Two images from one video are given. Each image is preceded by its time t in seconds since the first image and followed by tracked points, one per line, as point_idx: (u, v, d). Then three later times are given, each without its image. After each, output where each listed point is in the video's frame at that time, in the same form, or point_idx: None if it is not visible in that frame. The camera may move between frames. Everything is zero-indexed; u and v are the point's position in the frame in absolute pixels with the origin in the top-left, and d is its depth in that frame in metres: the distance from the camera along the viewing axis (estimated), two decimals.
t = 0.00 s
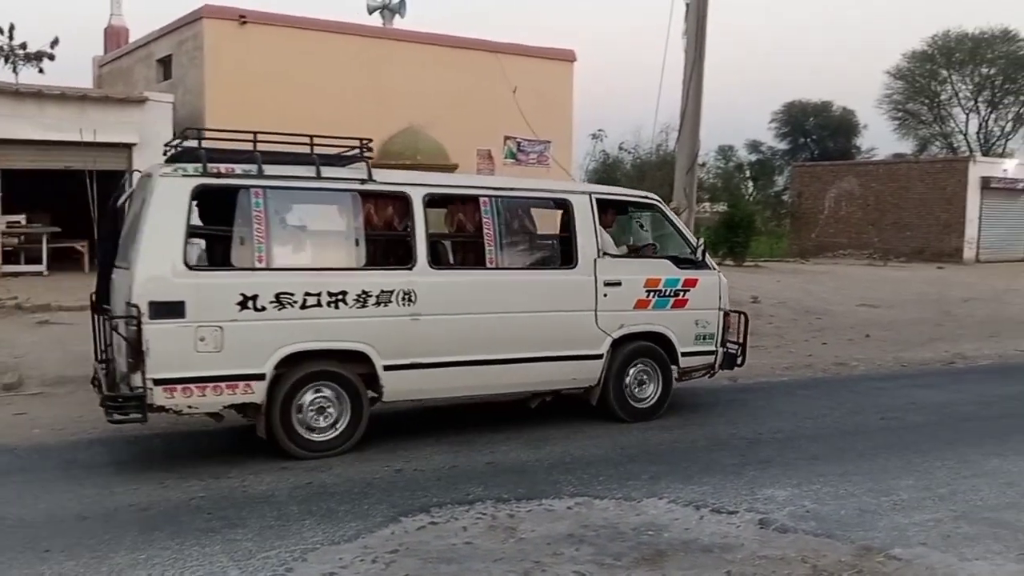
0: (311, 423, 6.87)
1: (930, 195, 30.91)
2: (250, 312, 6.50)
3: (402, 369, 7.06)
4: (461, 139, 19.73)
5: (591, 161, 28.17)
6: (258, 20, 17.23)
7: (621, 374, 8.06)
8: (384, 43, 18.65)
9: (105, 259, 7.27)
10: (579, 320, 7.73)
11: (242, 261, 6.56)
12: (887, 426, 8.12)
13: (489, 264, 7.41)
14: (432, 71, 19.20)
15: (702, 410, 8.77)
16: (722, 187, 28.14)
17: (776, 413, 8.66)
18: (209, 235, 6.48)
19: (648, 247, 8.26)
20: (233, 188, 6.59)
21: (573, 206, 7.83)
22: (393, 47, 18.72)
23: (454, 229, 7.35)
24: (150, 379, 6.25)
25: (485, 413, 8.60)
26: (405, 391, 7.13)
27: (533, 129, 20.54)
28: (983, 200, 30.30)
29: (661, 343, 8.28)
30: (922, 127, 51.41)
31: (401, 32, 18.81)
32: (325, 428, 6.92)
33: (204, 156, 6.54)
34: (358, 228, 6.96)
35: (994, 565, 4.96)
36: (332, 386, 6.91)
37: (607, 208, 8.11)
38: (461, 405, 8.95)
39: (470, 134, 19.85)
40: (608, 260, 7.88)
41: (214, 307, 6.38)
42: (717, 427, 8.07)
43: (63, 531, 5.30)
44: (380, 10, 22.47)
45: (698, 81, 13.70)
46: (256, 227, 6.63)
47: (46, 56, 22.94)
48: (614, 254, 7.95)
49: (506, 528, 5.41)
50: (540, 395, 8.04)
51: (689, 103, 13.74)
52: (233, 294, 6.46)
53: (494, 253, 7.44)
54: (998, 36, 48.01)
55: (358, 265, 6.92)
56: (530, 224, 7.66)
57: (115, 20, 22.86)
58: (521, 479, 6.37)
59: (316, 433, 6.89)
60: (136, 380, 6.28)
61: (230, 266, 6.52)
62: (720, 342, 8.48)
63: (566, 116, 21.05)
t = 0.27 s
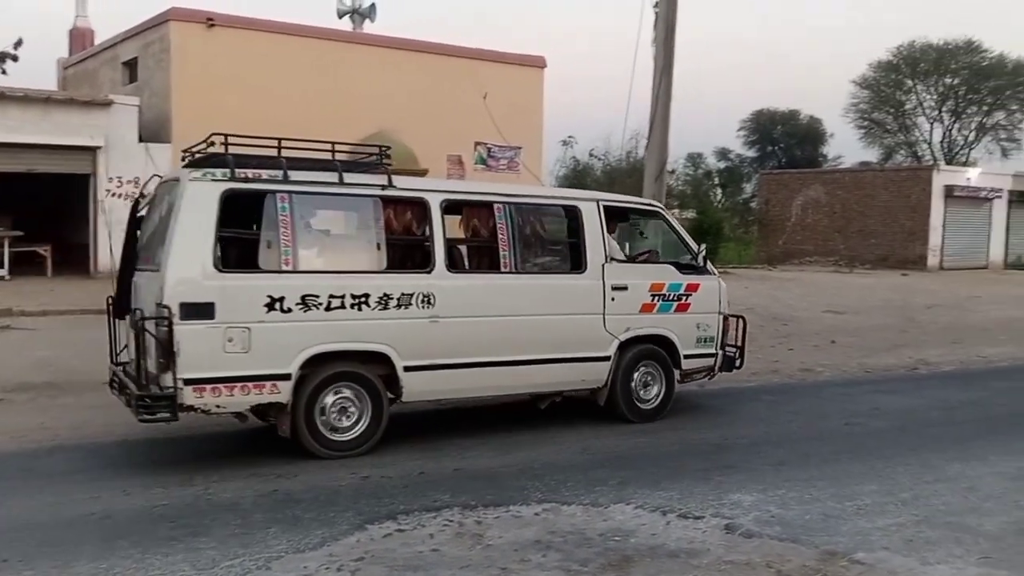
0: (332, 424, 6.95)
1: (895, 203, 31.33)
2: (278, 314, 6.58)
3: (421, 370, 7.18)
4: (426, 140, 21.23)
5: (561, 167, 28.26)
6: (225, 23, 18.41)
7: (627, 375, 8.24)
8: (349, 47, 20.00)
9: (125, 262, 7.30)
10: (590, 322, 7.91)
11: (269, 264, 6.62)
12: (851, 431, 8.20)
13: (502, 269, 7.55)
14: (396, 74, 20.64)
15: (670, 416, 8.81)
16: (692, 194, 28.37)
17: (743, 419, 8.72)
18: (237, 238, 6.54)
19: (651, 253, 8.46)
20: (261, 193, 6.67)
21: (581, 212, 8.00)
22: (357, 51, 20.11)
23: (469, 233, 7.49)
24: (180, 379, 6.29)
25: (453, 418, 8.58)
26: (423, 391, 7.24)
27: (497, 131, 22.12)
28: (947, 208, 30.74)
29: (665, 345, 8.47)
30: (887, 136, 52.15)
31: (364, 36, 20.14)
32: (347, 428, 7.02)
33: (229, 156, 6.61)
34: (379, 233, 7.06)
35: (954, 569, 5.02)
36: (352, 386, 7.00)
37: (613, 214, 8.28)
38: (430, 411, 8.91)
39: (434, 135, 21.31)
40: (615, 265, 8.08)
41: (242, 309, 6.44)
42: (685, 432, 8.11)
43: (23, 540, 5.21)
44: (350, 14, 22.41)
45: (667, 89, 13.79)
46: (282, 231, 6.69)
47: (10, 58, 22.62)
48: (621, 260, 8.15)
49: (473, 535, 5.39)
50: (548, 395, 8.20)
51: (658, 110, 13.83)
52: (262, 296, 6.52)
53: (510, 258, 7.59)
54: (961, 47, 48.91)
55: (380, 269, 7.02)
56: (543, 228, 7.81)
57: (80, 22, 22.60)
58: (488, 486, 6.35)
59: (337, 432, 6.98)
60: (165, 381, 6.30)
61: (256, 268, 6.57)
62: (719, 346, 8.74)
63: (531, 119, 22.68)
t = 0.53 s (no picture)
0: (352, 419, 7.12)
1: (858, 202, 31.74)
2: (302, 312, 6.74)
3: (435, 366, 7.40)
4: (390, 139, 21.38)
5: (528, 167, 28.28)
6: (187, 20, 18.35)
7: (629, 369, 8.55)
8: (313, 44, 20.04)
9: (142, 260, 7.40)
10: (593, 319, 8.19)
11: (292, 263, 6.77)
12: (813, 428, 8.29)
13: (513, 267, 7.80)
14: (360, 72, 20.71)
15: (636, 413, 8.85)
16: (659, 193, 28.53)
17: (708, 416, 8.77)
18: (262, 237, 6.67)
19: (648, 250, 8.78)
20: (284, 194, 6.78)
21: (585, 212, 8.28)
22: (322, 49, 20.16)
23: (479, 233, 7.73)
24: (208, 376, 6.41)
25: (419, 417, 8.55)
26: (439, 386, 7.47)
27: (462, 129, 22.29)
28: (908, 206, 31.18)
29: (663, 340, 8.81)
30: (850, 135, 52.81)
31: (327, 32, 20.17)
32: (366, 423, 7.19)
33: (254, 157, 6.74)
34: (396, 232, 7.25)
35: (914, 563, 5.09)
36: (371, 381, 7.19)
37: (616, 214, 8.58)
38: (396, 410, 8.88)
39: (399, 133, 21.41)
40: (617, 262, 8.39)
41: (268, 306, 6.59)
42: (650, 430, 8.15)
43: None
44: (315, 12, 22.25)
45: (633, 89, 13.86)
46: (305, 230, 6.84)
47: None
48: (623, 258, 8.47)
49: (438, 535, 5.37)
50: (548, 390, 8.43)
51: (624, 110, 13.89)
52: (287, 294, 6.68)
53: (521, 256, 7.86)
54: (922, 48, 49.67)
55: (398, 267, 7.22)
56: (551, 227, 8.09)
57: (38, 17, 22.21)
58: (453, 485, 6.34)
59: (358, 426, 7.16)
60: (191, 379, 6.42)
61: (280, 267, 6.72)
62: (713, 340, 9.10)
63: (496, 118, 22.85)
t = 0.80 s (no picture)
0: (375, 415, 7.32)
1: (827, 201, 32.07)
2: (330, 312, 6.95)
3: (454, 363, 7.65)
4: (359, 139, 21.42)
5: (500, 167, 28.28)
6: (153, 19, 18.27)
7: (633, 364, 8.87)
8: (279, 44, 20.04)
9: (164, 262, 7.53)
10: (598, 315, 8.49)
11: (319, 264, 6.98)
12: (783, 424, 8.36)
13: (525, 266, 8.07)
14: (328, 71, 20.74)
15: (607, 412, 8.87)
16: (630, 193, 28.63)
17: (680, 414, 8.81)
18: (290, 240, 6.87)
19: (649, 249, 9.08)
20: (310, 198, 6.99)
21: (591, 212, 8.58)
22: (289, 49, 20.17)
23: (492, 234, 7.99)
24: (241, 375, 6.61)
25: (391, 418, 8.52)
26: (456, 382, 7.71)
27: (433, 128, 22.28)
28: (875, 205, 31.54)
29: (664, 336, 9.15)
30: (818, 135, 53.33)
31: (292, 32, 20.14)
32: (388, 418, 7.40)
33: (282, 161, 6.91)
34: (416, 234, 7.49)
35: (881, 557, 5.15)
36: (392, 377, 7.41)
37: (620, 214, 8.88)
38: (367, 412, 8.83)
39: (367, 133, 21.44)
40: (622, 261, 8.69)
41: (298, 307, 6.79)
42: (621, 428, 8.17)
43: None
44: (283, 11, 22.11)
45: (603, 89, 13.90)
46: (331, 233, 7.06)
47: None
48: (627, 256, 8.77)
49: (409, 536, 5.35)
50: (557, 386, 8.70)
51: (594, 110, 13.93)
52: (315, 295, 6.88)
53: (533, 255, 8.14)
54: (889, 48, 50.33)
55: (418, 268, 7.46)
56: (560, 226, 8.37)
57: None
58: (425, 486, 6.32)
59: (383, 420, 7.37)
60: (223, 380, 6.61)
61: (308, 268, 6.92)
62: (711, 335, 9.46)
63: (468, 117, 22.89)
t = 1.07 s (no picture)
0: (393, 409, 7.56)
1: (795, 201, 32.38)
2: (351, 310, 7.20)
3: (466, 358, 7.92)
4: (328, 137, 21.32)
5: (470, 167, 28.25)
6: (118, 17, 18.08)
7: (632, 359, 9.19)
8: (247, 42, 19.91)
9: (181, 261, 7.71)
10: (600, 311, 8.81)
11: (341, 264, 7.22)
12: (751, 422, 8.43)
13: (533, 265, 8.35)
14: (297, 70, 20.63)
15: (577, 411, 8.89)
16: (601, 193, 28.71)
17: (649, 413, 8.84)
18: (314, 241, 7.09)
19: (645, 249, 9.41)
20: (332, 199, 7.22)
21: (593, 212, 8.88)
22: (257, 47, 20.06)
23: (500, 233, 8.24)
24: (269, 372, 6.86)
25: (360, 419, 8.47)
26: (468, 376, 7.98)
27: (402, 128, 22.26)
28: (842, 204, 31.88)
29: (660, 330, 9.50)
30: (786, 135, 53.83)
31: (260, 30, 20.02)
32: (405, 413, 7.63)
33: (305, 164, 7.13)
34: (430, 234, 7.74)
35: (847, 553, 5.20)
36: (409, 372, 7.66)
37: (619, 213, 9.19)
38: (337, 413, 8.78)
39: (336, 133, 21.37)
40: (622, 259, 9.02)
41: (323, 305, 7.03)
42: (591, 427, 8.19)
43: None
44: (251, 9, 21.93)
45: (572, 90, 13.94)
46: (352, 233, 7.29)
47: None
48: (627, 255, 9.09)
49: (378, 537, 5.33)
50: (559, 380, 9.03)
51: (564, 110, 13.95)
52: (338, 293, 7.13)
53: (541, 253, 8.42)
54: (856, 50, 50.95)
55: (433, 266, 7.72)
56: (566, 226, 8.68)
57: None
58: (394, 487, 6.29)
59: (400, 414, 7.60)
60: (251, 376, 6.85)
61: (331, 268, 7.16)
62: (703, 330, 9.86)
63: (438, 116, 22.87)
